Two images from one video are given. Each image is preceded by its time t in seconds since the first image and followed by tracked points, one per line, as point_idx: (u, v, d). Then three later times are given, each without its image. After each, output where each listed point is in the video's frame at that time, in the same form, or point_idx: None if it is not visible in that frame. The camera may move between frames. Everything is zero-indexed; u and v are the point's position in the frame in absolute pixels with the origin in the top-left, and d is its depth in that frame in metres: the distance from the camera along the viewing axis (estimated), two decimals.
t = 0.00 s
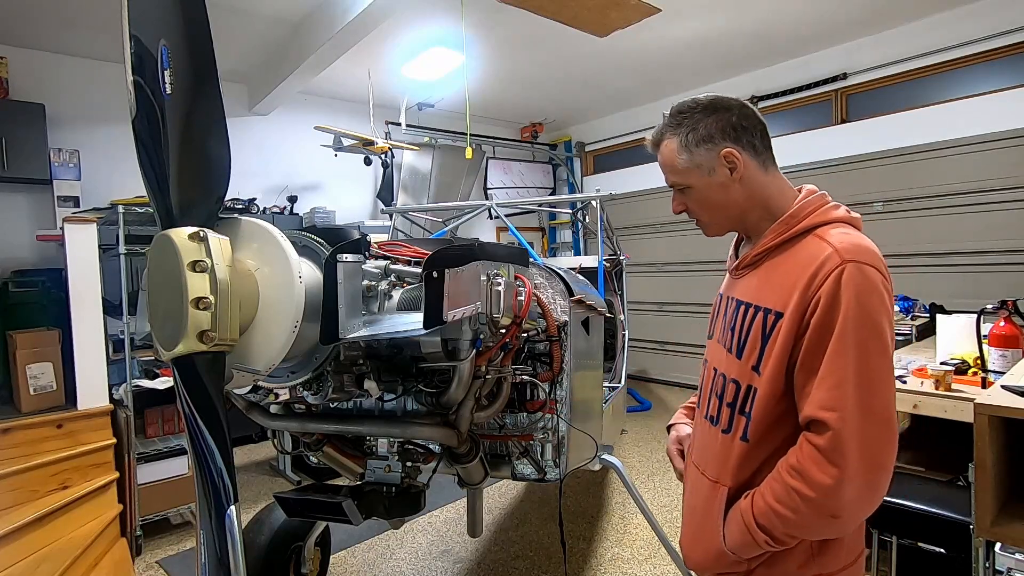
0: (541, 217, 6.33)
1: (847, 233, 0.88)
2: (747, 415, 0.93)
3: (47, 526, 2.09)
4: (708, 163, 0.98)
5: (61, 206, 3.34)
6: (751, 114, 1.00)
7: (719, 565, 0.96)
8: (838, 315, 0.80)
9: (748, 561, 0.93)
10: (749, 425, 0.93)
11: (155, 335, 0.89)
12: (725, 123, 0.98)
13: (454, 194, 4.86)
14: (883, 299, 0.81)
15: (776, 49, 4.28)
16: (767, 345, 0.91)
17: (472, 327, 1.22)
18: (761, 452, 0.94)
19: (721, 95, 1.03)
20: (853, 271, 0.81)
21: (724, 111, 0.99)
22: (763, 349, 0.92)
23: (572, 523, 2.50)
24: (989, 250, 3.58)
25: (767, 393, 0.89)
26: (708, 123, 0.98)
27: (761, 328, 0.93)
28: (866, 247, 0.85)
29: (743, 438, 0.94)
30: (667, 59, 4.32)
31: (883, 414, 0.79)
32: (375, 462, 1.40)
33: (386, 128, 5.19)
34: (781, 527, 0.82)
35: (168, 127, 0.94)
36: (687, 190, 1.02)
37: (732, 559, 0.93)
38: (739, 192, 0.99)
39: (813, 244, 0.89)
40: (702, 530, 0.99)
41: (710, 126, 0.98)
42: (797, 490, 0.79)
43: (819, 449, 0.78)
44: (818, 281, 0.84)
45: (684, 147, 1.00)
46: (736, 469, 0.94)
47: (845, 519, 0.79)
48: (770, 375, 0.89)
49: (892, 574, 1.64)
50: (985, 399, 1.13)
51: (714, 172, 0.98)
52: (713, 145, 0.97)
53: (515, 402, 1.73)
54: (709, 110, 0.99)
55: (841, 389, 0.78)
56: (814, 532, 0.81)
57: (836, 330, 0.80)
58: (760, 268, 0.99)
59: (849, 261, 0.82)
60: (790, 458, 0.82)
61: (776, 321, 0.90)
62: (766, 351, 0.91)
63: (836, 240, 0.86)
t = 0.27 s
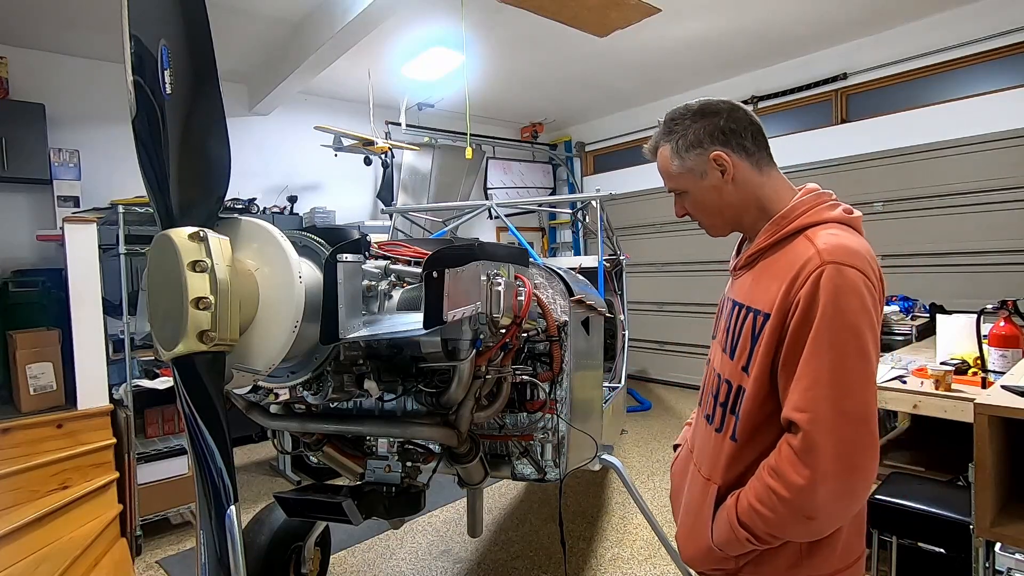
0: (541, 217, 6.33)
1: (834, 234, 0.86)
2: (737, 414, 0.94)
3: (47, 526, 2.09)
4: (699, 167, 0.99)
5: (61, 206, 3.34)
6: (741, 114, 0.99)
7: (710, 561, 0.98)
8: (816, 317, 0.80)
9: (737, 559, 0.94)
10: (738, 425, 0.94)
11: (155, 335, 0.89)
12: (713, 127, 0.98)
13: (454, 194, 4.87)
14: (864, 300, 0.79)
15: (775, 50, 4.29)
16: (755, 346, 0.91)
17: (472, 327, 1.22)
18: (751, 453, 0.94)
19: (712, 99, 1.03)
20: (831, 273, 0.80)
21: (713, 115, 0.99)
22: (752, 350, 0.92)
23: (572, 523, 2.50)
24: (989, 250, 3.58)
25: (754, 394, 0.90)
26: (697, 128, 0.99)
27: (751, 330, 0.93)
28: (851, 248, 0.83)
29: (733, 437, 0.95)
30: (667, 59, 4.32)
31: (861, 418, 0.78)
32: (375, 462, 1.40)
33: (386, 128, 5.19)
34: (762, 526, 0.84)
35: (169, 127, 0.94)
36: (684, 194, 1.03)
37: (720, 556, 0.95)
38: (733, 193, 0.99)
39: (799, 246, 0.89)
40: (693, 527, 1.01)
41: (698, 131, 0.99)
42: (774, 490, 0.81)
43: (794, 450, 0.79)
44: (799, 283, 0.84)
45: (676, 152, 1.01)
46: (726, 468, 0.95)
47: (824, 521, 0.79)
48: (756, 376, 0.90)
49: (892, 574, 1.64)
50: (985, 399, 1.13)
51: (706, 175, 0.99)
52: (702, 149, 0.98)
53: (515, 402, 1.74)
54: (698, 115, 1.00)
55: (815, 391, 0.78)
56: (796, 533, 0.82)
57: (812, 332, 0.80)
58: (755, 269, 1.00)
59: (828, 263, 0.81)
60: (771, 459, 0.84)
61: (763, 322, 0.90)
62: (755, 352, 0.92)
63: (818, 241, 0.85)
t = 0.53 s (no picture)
0: (541, 217, 6.33)
1: (835, 236, 0.86)
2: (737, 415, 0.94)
3: (47, 526, 2.09)
4: (700, 166, 0.99)
5: (61, 206, 3.34)
6: (743, 111, 0.98)
7: (709, 561, 0.98)
8: (814, 320, 0.80)
9: (736, 559, 0.95)
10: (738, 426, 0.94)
11: (155, 335, 0.89)
12: (712, 126, 0.97)
13: (454, 194, 4.87)
14: (863, 304, 0.79)
15: (775, 50, 4.29)
16: (755, 348, 0.92)
17: (472, 327, 1.22)
18: (749, 454, 0.94)
19: (713, 96, 1.02)
20: (830, 276, 0.80)
21: (713, 114, 0.98)
22: (752, 352, 0.93)
23: (572, 523, 2.50)
24: (989, 250, 3.58)
25: (754, 395, 0.90)
26: (697, 128, 0.99)
27: (751, 331, 0.94)
28: (851, 250, 0.83)
29: (733, 439, 0.95)
30: (667, 59, 4.32)
31: (860, 422, 0.78)
32: (375, 462, 1.40)
33: (386, 128, 5.19)
34: (760, 528, 0.84)
35: (169, 127, 0.94)
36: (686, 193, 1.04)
37: (719, 556, 0.95)
38: (734, 192, 0.99)
39: (800, 248, 0.88)
40: (693, 527, 1.01)
41: (698, 131, 0.98)
42: (772, 493, 0.81)
43: (792, 454, 0.79)
44: (798, 285, 0.84)
45: (678, 152, 1.02)
46: (725, 469, 0.95)
47: (822, 524, 0.80)
48: (755, 378, 0.90)
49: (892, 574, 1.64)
50: (985, 399, 1.13)
51: (707, 175, 0.99)
52: (702, 149, 0.98)
53: (515, 402, 1.74)
54: (699, 114, 0.99)
55: (813, 395, 0.78)
56: (794, 535, 0.82)
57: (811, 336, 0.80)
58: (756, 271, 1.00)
59: (828, 265, 0.81)
60: (769, 462, 0.84)
61: (763, 324, 0.90)
62: (755, 354, 0.92)
63: (818, 244, 0.85)
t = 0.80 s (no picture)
0: (541, 217, 6.33)
1: (835, 236, 0.86)
2: (737, 416, 0.94)
3: (47, 526, 2.09)
4: (698, 165, 1.00)
5: (61, 206, 3.34)
6: (746, 109, 0.97)
7: (710, 561, 0.98)
8: (813, 321, 0.80)
9: (737, 561, 0.95)
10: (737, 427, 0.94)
11: (155, 335, 0.89)
12: (711, 126, 0.98)
13: (454, 194, 4.87)
14: (863, 305, 0.79)
15: (775, 50, 4.29)
16: (755, 348, 0.92)
17: (472, 327, 1.22)
18: (749, 455, 0.93)
19: (717, 93, 1.01)
20: (829, 277, 0.80)
21: (713, 112, 0.98)
22: (752, 352, 0.93)
23: (572, 523, 2.50)
24: (989, 250, 3.58)
25: (753, 396, 0.91)
26: (697, 126, 0.99)
27: (751, 331, 0.94)
28: (851, 251, 0.83)
29: (732, 439, 0.95)
30: (666, 59, 4.32)
31: (860, 424, 0.77)
32: (375, 462, 1.40)
33: (386, 128, 5.19)
34: (760, 529, 0.84)
35: (168, 127, 0.94)
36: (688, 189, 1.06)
37: (719, 557, 0.96)
38: (732, 192, 0.99)
39: (800, 249, 0.88)
40: (693, 527, 1.01)
41: (698, 129, 0.99)
42: (772, 494, 0.81)
43: (791, 455, 0.80)
44: (798, 286, 0.84)
45: (679, 150, 1.03)
46: (724, 470, 0.95)
47: (821, 526, 0.80)
48: (755, 378, 0.90)
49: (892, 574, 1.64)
50: (985, 399, 1.13)
51: (705, 173, 1.00)
52: (701, 148, 0.99)
53: (515, 402, 1.73)
54: (701, 111, 1.00)
55: (812, 397, 0.78)
56: (793, 537, 0.82)
57: (810, 337, 0.80)
58: (756, 271, 1.00)
59: (827, 266, 0.81)
60: (769, 463, 0.84)
61: (763, 324, 0.90)
62: (755, 354, 0.92)
63: (817, 246, 0.85)
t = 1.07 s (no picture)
0: (541, 217, 6.33)
1: (832, 236, 0.86)
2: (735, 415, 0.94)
3: (48, 526, 2.09)
4: (699, 164, 1.01)
5: (61, 206, 3.34)
6: (747, 109, 0.97)
7: (709, 560, 0.98)
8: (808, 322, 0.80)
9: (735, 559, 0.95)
10: (735, 426, 0.94)
11: (155, 335, 0.89)
12: (712, 125, 0.98)
13: (454, 194, 4.87)
14: (859, 305, 0.79)
15: (775, 50, 4.29)
16: (753, 348, 0.92)
17: (472, 327, 1.22)
18: (747, 454, 0.93)
19: (719, 93, 1.01)
20: (825, 276, 0.80)
21: (715, 112, 0.98)
22: (750, 352, 0.93)
23: (572, 523, 2.50)
24: (989, 250, 3.58)
25: (751, 396, 0.91)
26: (698, 126, 0.99)
27: (750, 331, 0.94)
28: (847, 251, 0.83)
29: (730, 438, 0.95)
30: (666, 59, 4.32)
31: (855, 424, 0.77)
32: (375, 462, 1.40)
33: (386, 128, 5.19)
34: (755, 529, 0.84)
35: (168, 127, 0.94)
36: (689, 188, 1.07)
37: (717, 555, 0.96)
38: (732, 191, 0.99)
39: (798, 249, 0.88)
40: (692, 525, 1.02)
41: (699, 128, 0.99)
42: (766, 493, 0.82)
43: (785, 454, 0.80)
44: (794, 285, 0.84)
45: (681, 150, 1.03)
46: (722, 469, 0.96)
47: (815, 526, 0.80)
48: (753, 378, 0.90)
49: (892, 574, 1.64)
50: (985, 399, 1.13)
51: (706, 172, 1.00)
52: (701, 147, 0.99)
53: (515, 402, 1.74)
54: (702, 111, 1.00)
55: (807, 396, 0.78)
56: (788, 537, 0.82)
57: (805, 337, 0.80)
58: (755, 271, 1.00)
59: (823, 266, 0.81)
60: (764, 462, 0.84)
61: (761, 324, 0.90)
62: (753, 354, 0.92)
63: (812, 246, 0.85)
